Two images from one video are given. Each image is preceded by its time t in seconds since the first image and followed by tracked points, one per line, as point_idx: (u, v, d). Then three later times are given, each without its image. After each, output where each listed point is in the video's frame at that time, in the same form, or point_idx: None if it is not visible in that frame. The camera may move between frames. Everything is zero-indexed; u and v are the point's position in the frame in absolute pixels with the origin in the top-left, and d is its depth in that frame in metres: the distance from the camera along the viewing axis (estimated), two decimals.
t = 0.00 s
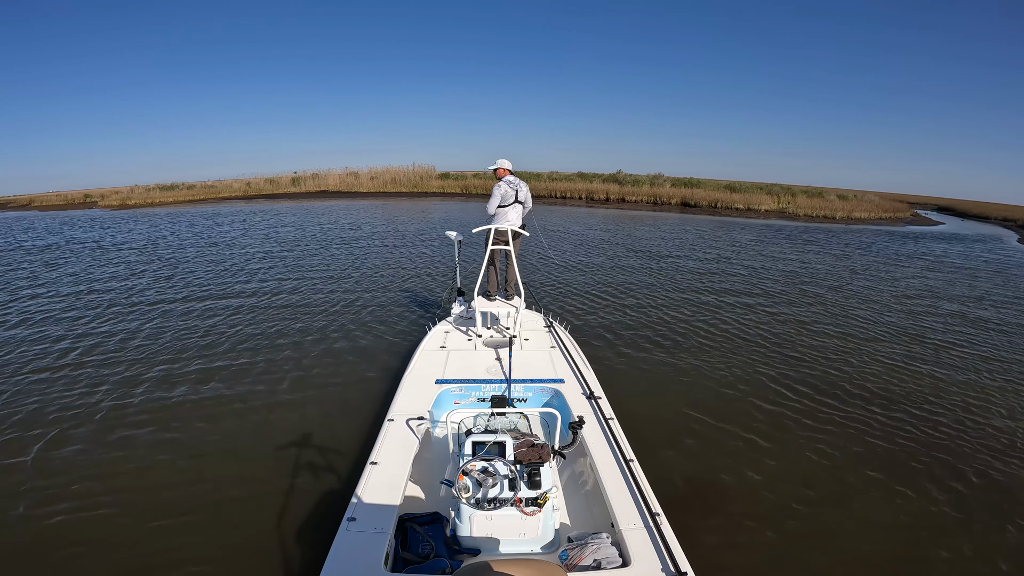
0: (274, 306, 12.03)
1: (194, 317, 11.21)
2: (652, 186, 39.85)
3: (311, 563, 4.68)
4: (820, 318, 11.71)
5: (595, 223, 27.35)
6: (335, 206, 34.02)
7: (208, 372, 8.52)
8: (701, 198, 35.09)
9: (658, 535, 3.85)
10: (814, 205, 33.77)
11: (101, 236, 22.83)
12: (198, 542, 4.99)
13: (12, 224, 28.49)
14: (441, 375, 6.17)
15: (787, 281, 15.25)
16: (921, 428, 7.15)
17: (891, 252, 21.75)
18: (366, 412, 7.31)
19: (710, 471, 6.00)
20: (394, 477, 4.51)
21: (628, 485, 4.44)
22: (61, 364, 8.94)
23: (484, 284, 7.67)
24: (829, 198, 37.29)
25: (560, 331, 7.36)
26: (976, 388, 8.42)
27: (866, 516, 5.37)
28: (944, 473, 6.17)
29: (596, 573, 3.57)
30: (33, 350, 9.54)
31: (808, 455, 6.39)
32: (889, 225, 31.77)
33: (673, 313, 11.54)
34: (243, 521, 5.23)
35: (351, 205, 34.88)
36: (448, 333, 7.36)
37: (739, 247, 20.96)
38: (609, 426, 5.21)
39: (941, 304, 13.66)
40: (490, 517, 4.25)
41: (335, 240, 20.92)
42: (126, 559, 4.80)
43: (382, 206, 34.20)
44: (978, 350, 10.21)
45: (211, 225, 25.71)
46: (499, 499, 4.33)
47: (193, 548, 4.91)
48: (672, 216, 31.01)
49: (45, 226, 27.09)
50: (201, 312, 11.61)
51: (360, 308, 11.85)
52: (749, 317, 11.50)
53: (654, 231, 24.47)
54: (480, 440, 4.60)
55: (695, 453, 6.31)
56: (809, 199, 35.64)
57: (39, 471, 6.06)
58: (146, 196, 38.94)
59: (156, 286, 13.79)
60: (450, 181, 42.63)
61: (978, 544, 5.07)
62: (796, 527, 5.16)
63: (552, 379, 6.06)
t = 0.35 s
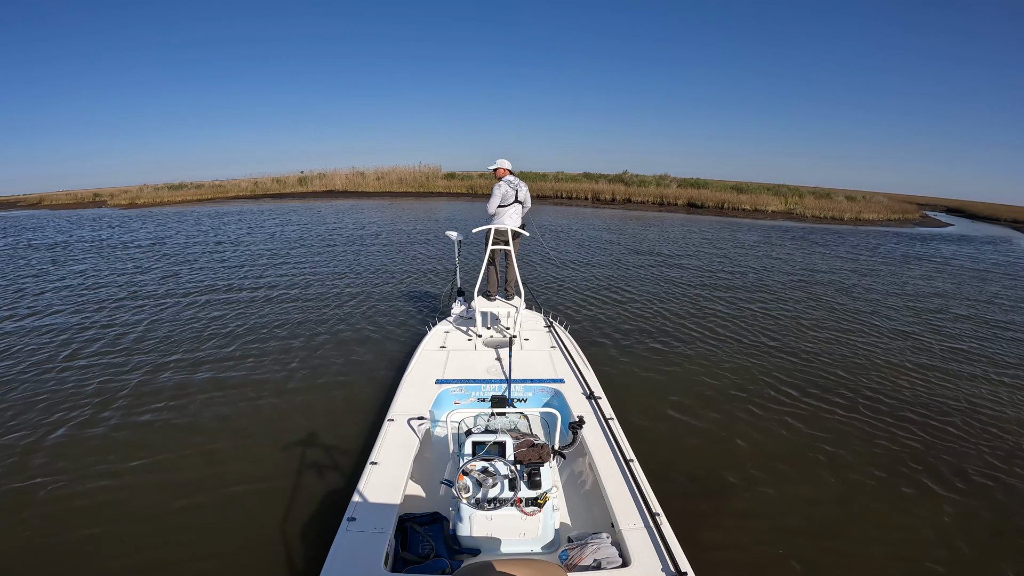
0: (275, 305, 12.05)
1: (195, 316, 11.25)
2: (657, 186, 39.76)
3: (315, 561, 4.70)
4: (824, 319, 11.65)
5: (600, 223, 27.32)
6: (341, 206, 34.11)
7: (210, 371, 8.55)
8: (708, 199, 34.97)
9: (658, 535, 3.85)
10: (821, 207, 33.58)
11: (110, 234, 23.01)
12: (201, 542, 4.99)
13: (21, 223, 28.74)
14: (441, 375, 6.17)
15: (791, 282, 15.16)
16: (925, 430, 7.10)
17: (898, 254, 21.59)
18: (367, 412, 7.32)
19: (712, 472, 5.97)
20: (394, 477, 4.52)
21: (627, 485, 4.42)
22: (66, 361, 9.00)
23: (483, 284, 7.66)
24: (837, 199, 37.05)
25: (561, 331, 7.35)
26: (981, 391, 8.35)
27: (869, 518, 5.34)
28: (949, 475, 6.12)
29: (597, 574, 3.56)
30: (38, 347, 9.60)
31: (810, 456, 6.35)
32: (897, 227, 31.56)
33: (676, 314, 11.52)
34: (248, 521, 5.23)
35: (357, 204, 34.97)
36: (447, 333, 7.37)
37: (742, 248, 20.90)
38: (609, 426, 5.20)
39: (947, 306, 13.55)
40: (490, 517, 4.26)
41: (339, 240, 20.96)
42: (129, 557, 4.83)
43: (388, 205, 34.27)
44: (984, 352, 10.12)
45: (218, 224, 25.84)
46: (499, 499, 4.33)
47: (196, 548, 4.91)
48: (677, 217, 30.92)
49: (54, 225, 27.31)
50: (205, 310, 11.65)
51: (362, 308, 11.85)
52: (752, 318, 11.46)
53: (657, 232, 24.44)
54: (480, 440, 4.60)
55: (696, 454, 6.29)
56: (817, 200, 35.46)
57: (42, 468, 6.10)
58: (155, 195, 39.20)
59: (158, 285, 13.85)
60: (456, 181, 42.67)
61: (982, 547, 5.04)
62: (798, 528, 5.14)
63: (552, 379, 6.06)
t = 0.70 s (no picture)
0: (276, 304, 12.04)
1: (197, 315, 11.30)
2: (664, 187, 39.66)
3: (319, 559, 4.71)
4: (827, 321, 11.59)
5: (604, 223, 27.31)
6: (347, 205, 34.24)
7: (211, 370, 8.57)
8: (714, 200, 34.85)
9: (658, 535, 3.83)
10: (829, 208, 33.37)
11: (118, 233, 23.22)
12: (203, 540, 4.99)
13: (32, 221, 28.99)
14: (441, 375, 6.18)
15: (794, 284, 15.09)
16: (929, 432, 7.04)
17: (905, 256, 21.42)
18: (368, 411, 7.33)
19: (715, 473, 5.93)
20: (394, 477, 4.52)
21: (627, 485, 4.41)
22: (70, 359, 9.06)
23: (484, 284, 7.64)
24: (845, 200, 36.85)
25: (561, 331, 7.34)
26: (987, 394, 8.27)
27: (871, 520, 5.30)
28: (953, 477, 6.08)
29: (596, 574, 3.55)
30: (43, 345, 9.68)
31: (812, 458, 6.31)
32: (905, 228, 31.35)
33: (678, 315, 11.50)
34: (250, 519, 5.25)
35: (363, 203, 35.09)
36: (447, 333, 7.37)
37: (747, 249, 20.79)
38: (609, 426, 5.19)
39: (954, 308, 13.43)
40: (490, 517, 4.25)
41: (343, 239, 21.03)
42: (131, 554, 4.86)
43: (393, 205, 34.33)
44: (990, 355, 10.02)
45: (224, 223, 26.02)
46: (499, 499, 4.33)
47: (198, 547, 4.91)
48: (683, 218, 30.84)
49: (63, 223, 27.52)
50: (207, 308, 11.71)
51: (364, 307, 11.88)
52: (755, 319, 11.42)
53: (661, 233, 24.37)
54: (480, 440, 4.59)
55: (698, 455, 6.26)
56: (824, 201, 35.28)
57: (45, 465, 6.13)
58: (163, 194, 39.50)
59: (160, 284, 13.88)
60: (462, 181, 42.76)
61: (985, 548, 5.00)
62: (801, 530, 5.10)
63: (552, 379, 6.05)
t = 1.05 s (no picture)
0: (278, 305, 12.04)
1: (200, 314, 11.36)
2: (670, 187, 39.54)
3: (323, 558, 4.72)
4: (832, 321, 11.51)
5: (608, 223, 27.26)
6: (353, 205, 34.35)
7: (214, 370, 8.61)
8: (721, 200, 34.67)
9: (658, 535, 3.81)
10: (837, 208, 33.14)
11: (125, 233, 23.42)
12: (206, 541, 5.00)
13: (44, 221, 29.29)
14: (441, 375, 6.18)
15: (799, 284, 14.99)
16: (934, 433, 6.97)
17: (914, 257, 21.21)
18: (370, 410, 7.34)
19: (717, 474, 5.90)
20: (394, 477, 4.53)
21: (627, 485, 4.39)
22: (76, 358, 9.15)
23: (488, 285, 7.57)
24: (853, 200, 36.56)
25: (560, 331, 7.33)
26: (994, 396, 8.17)
27: (875, 521, 5.26)
28: (958, 479, 6.02)
29: (597, 573, 3.53)
30: (49, 344, 9.77)
31: (816, 460, 6.25)
32: (915, 229, 31.07)
33: (680, 314, 11.47)
34: (255, 519, 5.26)
35: (369, 203, 35.18)
36: (447, 333, 7.37)
37: (752, 249, 20.65)
38: (609, 425, 5.17)
39: (962, 309, 13.29)
40: (490, 517, 4.24)
41: (347, 239, 21.07)
42: (135, 552, 4.90)
43: (399, 205, 34.40)
44: (999, 357, 9.89)
45: (231, 223, 26.18)
46: (499, 499, 4.32)
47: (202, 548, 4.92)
48: (690, 218, 30.71)
49: (73, 223, 27.79)
50: (211, 308, 11.77)
51: (366, 307, 11.90)
52: (758, 319, 11.36)
53: (665, 233, 24.26)
54: (480, 440, 4.59)
55: (700, 456, 6.22)
56: (832, 201, 35.04)
57: (50, 464, 6.18)
58: (172, 194, 39.78)
59: (164, 284, 13.89)
60: (468, 181, 42.78)
61: (992, 551, 4.95)
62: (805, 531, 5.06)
63: (552, 379, 6.04)
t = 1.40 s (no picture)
0: (280, 305, 12.06)
1: (203, 314, 11.41)
2: (676, 187, 39.42)
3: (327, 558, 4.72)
4: (834, 321, 11.46)
5: (612, 223, 27.21)
6: (358, 205, 34.40)
7: (216, 370, 8.64)
8: (727, 199, 34.54)
9: (658, 535, 3.81)
10: (844, 208, 32.95)
11: (133, 233, 23.58)
12: (212, 536, 5.07)
13: (52, 221, 29.53)
14: (441, 375, 6.18)
15: (802, 284, 14.92)
16: (937, 433, 6.93)
17: (921, 256, 21.04)
18: (371, 410, 7.36)
19: (719, 474, 5.88)
20: (394, 477, 4.53)
21: (627, 485, 4.39)
22: (80, 357, 9.22)
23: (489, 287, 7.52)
24: (861, 199, 36.32)
25: (561, 331, 7.33)
26: (999, 396, 8.09)
27: (877, 522, 5.23)
28: (961, 480, 5.98)
29: (596, 574, 3.53)
30: (53, 344, 9.84)
31: (818, 460, 6.22)
32: (923, 228, 30.84)
33: (682, 314, 11.44)
34: (261, 515, 5.32)
35: (375, 204, 35.23)
36: (447, 334, 7.37)
37: (755, 249, 20.57)
38: (609, 425, 5.16)
39: (968, 309, 13.17)
40: (490, 517, 4.24)
41: (350, 239, 21.12)
42: (135, 550, 4.92)
43: (404, 205, 34.45)
44: (1005, 357, 9.80)
45: (236, 224, 26.29)
46: (499, 499, 4.32)
47: (208, 542, 4.99)
48: (695, 217, 30.61)
49: (81, 223, 27.98)
50: (213, 309, 11.81)
51: (367, 307, 11.91)
52: (760, 319, 11.32)
53: (668, 232, 24.21)
54: (480, 440, 4.58)
55: (702, 456, 6.20)
56: (839, 200, 34.83)
57: (53, 463, 6.22)
58: (179, 195, 40.00)
59: (166, 285, 13.94)
60: (473, 181, 42.79)
61: (996, 552, 4.91)
62: (808, 532, 5.04)
63: (552, 379, 6.04)
